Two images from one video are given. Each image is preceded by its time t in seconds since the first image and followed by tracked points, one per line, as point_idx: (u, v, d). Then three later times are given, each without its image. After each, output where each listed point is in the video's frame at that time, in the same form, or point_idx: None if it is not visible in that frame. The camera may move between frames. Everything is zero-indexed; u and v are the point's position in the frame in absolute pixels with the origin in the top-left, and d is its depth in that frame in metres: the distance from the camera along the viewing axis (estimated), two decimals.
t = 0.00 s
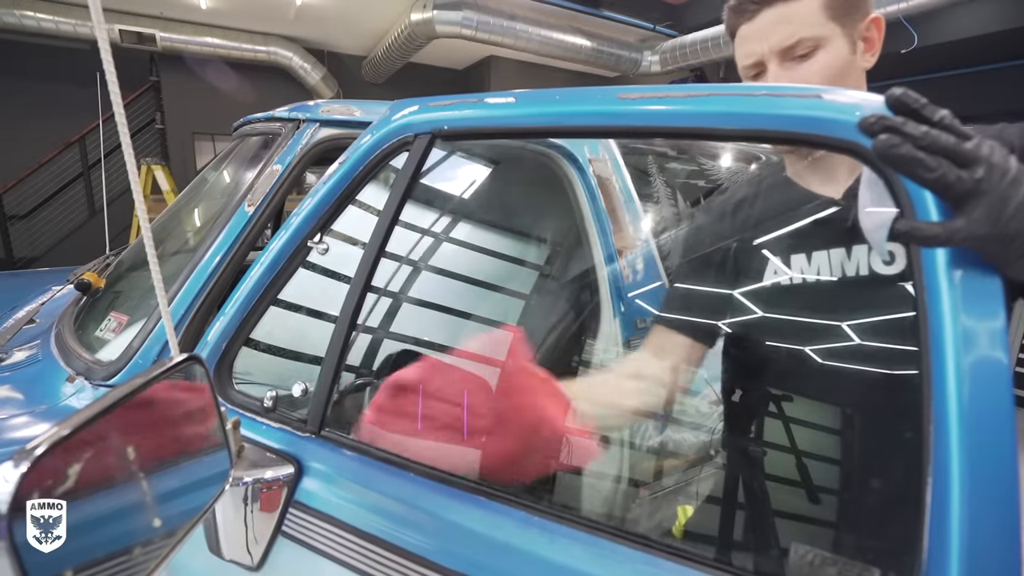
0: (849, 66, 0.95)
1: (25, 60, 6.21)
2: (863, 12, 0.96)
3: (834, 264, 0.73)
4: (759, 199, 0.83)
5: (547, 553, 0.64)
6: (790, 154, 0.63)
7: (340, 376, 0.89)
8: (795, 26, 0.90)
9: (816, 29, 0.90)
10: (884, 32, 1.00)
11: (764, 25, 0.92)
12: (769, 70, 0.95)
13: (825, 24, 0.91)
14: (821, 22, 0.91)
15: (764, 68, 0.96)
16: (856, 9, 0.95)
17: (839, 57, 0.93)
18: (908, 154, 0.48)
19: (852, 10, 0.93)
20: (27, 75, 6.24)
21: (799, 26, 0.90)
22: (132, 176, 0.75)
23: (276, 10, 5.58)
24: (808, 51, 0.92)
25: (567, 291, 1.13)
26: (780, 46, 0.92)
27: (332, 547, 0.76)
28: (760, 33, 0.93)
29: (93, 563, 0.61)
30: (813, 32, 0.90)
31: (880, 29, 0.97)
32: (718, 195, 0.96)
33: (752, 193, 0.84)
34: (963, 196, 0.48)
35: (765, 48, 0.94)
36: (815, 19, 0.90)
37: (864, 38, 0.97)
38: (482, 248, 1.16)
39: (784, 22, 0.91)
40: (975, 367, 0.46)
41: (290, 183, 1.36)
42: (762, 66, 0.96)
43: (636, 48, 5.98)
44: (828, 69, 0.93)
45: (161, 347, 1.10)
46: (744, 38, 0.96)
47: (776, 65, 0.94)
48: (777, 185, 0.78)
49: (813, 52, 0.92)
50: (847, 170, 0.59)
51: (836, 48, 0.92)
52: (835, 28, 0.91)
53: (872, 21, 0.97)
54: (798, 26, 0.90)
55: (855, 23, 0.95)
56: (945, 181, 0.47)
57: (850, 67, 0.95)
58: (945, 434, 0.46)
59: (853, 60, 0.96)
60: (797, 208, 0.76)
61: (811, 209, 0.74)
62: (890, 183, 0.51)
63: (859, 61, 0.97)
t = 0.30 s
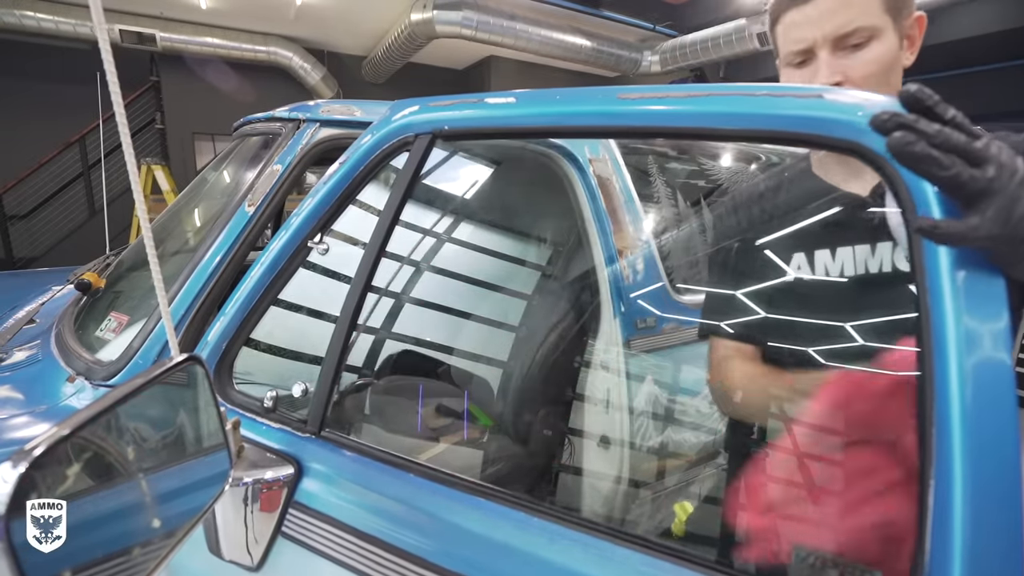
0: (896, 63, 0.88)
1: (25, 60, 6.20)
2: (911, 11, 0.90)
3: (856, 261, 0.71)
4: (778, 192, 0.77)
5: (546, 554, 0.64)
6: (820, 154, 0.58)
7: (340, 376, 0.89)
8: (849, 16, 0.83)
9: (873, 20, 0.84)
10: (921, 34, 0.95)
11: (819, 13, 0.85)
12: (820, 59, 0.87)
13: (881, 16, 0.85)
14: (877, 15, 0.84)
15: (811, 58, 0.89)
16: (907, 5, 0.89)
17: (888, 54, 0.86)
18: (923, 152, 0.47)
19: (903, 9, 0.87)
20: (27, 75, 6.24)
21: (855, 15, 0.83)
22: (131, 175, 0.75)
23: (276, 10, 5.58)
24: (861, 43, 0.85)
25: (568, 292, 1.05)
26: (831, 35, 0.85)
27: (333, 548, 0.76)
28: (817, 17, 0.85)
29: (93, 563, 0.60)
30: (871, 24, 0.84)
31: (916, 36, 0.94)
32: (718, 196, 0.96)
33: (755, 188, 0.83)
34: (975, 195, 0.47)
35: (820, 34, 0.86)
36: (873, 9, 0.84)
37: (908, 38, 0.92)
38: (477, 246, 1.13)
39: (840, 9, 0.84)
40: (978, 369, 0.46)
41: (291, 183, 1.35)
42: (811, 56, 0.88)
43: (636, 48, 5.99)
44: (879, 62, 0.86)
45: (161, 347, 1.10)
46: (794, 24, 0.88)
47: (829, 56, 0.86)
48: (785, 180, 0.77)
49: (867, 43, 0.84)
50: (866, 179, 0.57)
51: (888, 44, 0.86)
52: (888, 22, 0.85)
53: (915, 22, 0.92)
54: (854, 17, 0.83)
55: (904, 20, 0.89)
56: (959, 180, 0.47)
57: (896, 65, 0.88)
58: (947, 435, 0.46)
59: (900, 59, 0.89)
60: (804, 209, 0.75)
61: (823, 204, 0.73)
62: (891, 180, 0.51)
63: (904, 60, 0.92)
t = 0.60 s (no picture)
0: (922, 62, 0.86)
1: (25, 60, 6.21)
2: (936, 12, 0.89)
3: (873, 260, 0.67)
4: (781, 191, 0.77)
5: (547, 553, 0.64)
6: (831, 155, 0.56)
7: (340, 376, 0.89)
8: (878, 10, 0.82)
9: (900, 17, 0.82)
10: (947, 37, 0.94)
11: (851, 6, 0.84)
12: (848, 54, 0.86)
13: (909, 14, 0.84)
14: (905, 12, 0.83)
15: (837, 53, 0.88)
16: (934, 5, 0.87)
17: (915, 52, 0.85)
18: (929, 149, 0.48)
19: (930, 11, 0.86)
20: (26, 75, 6.24)
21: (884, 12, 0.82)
22: (132, 175, 0.75)
23: (276, 10, 5.58)
24: (889, 40, 0.83)
25: (568, 291, 1.04)
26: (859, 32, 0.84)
27: (333, 547, 0.76)
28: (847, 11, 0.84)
29: (93, 563, 0.60)
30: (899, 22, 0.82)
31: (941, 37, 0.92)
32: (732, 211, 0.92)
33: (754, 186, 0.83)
34: (978, 193, 0.47)
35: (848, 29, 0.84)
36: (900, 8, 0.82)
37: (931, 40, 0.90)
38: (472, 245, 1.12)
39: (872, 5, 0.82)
40: (977, 368, 0.46)
41: (291, 183, 1.36)
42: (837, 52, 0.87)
43: (637, 48, 5.99)
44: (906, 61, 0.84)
45: (161, 347, 1.10)
46: (823, 18, 0.87)
47: (857, 50, 0.84)
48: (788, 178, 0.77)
49: (894, 41, 0.83)
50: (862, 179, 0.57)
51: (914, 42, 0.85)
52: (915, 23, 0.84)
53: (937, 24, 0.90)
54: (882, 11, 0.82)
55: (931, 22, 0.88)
56: (965, 179, 0.47)
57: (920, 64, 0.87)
58: (947, 435, 0.46)
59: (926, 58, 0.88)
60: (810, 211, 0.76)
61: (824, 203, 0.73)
62: (889, 179, 0.51)
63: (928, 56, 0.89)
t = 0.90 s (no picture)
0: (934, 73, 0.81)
1: (25, 60, 6.22)
2: (972, 3, 0.78)
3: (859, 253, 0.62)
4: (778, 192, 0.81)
5: (550, 543, 0.65)
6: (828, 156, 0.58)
7: (342, 376, 0.90)
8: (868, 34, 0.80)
9: (899, 33, 0.79)
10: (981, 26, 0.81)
11: (844, 27, 0.82)
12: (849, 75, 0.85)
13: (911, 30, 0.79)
14: (906, 28, 0.78)
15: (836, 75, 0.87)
16: None
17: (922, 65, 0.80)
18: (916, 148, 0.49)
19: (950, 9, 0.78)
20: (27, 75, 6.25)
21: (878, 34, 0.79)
22: (137, 174, 0.76)
23: (276, 10, 5.60)
24: (882, 60, 0.81)
25: (566, 290, 1.06)
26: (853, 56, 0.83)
27: (336, 539, 0.78)
28: (838, 34, 0.83)
29: (108, 559, 0.60)
30: (897, 37, 0.79)
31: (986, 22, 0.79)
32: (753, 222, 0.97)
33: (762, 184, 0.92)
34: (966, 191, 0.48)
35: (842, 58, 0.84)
36: (900, 23, 0.78)
37: (963, 36, 0.80)
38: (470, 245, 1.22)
39: (864, 26, 0.80)
40: (962, 358, 0.47)
41: (290, 183, 1.37)
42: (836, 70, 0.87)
43: (636, 48, 5.99)
44: (908, 79, 0.81)
45: (163, 346, 1.11)
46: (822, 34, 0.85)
47: (849, 71, 0.84)
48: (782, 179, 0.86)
49: (890, 60, 0.80)
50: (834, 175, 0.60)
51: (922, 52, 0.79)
52: (924, 32, 0.78)
53: (975, 17, 0.79)
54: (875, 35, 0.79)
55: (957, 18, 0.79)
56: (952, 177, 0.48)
57: (935, 75, 0.82)
58: (933, 422, 0.47)
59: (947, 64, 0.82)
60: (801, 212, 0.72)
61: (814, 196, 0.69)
62: (878, 177, 0.53)
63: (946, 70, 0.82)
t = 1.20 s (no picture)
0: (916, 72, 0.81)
1: (25, 60, 6.22)
2: (948, 6, 0.80)
3: (849, 255, 0.63)
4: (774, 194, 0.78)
5: (550, 543, 0.65)
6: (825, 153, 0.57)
7: (342, 375, 0.90)
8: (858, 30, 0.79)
9: (885, 30, 0.78)
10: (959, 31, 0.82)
11: (829, 24, 0.81)
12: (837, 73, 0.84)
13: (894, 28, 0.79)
14: (891, 25, 0.78)
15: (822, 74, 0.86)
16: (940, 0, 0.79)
17: (906, 63, 0.79)
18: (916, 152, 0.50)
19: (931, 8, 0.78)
20: (27, 75, 6.25)
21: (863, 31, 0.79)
22: (137, 173, 0.76)
23: (276, 10, 5.60)
24: (868, 57, 0.80)
25: (567, 290, 1.05)
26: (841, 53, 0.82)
27: (337, 540, 0.77)
28: (824, 31, 0.82)
29: (108, 559, 0.60)
30: (882, 34, 0.78)
31: (963, 24, 0.81)
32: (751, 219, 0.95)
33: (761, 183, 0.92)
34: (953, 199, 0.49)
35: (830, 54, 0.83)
36: (885, 21, 0.78)
37: (941, 37, 0.81)
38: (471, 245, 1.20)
39: (851, 23, 0.79)
40: (962, 359, 0.47)
41: (290, 183, 1.37)
42: (821, 68, 0.86)
43: (636, 48, 5.99)
44: (894, 76, 0.80)
45: (162, 347, 1.11)
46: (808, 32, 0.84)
47: (834, 68, 0.83)
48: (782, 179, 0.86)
49: (876, 57, 0.80)
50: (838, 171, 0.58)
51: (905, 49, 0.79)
52: (906, 30, 0.78)
53: (952, 19, 0.80)
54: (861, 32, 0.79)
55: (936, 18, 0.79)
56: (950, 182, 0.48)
57: (916, 74, 0.81)
58: (933, 422, 0.48)
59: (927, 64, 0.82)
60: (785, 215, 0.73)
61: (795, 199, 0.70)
62: (878, 178, 0.53)
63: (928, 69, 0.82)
